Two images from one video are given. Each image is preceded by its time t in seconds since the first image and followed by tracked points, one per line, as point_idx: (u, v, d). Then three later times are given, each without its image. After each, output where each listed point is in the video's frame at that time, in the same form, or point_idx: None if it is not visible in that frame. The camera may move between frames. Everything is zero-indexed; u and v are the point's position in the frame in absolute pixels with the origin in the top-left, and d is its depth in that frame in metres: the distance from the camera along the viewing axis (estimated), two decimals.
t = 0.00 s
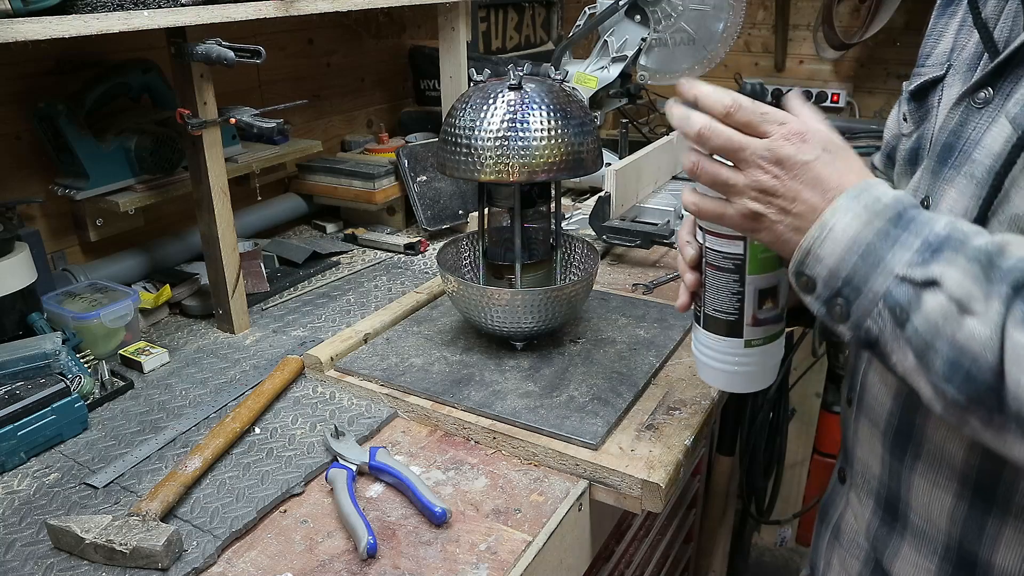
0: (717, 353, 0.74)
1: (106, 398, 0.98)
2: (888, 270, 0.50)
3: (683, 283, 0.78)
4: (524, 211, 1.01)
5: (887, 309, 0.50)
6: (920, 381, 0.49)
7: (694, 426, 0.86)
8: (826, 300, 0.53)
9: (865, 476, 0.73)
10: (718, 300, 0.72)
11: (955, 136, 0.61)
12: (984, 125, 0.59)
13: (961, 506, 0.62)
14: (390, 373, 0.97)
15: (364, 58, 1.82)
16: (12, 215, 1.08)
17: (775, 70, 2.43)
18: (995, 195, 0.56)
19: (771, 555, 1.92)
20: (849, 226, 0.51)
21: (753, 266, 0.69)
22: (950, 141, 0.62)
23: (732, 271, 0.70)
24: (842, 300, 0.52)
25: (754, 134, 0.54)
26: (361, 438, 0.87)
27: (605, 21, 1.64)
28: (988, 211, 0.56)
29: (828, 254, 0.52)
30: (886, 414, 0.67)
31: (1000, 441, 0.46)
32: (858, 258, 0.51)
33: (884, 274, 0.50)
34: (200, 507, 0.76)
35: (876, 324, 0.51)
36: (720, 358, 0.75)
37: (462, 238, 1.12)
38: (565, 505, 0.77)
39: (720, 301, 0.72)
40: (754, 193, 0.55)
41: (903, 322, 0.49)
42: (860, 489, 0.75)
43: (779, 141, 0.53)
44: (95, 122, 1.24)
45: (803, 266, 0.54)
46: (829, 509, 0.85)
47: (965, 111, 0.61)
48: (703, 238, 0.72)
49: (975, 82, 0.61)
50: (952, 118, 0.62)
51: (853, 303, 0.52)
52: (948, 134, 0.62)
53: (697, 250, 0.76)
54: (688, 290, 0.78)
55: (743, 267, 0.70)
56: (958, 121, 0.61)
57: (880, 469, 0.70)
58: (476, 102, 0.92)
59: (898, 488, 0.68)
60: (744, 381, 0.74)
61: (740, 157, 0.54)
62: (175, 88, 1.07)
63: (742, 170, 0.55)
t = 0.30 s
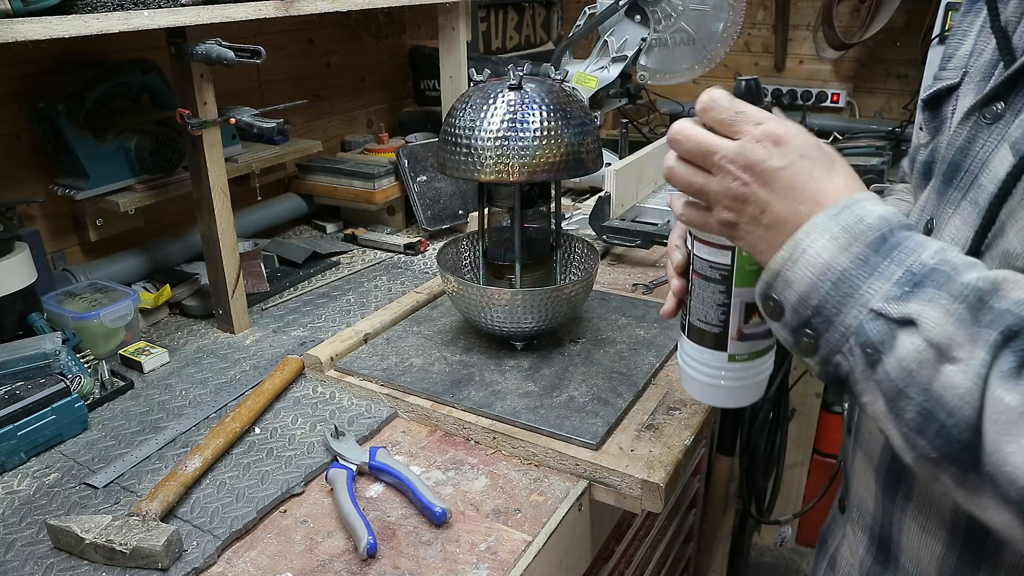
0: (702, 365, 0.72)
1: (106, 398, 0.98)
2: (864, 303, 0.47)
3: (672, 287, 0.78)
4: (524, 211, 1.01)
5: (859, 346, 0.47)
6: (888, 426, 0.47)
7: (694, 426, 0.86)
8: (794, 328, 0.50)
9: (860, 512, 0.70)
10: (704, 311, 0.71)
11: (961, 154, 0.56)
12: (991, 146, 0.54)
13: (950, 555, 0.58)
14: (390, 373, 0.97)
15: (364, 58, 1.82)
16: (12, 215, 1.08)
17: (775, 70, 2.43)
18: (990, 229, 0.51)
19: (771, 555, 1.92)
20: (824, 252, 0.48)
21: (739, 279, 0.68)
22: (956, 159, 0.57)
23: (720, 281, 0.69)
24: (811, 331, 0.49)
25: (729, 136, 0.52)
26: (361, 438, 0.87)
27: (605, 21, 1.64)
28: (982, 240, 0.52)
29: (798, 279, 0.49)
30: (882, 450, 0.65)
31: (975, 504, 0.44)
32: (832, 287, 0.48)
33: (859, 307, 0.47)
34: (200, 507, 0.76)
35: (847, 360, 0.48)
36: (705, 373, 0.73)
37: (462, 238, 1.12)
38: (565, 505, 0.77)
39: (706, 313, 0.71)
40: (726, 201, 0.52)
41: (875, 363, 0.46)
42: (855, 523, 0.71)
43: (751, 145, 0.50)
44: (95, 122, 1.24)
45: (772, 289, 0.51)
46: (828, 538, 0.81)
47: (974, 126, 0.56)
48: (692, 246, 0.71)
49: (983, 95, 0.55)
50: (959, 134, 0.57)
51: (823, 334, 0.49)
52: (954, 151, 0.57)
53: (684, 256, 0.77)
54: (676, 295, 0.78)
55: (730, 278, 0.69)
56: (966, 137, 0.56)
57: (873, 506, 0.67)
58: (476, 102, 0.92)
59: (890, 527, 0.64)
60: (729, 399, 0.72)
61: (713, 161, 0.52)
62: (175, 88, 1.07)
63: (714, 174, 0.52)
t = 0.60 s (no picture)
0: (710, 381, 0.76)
1: (107, 398, 0.98)
2: (821, 350, 0.43)
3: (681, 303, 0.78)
4: (524, 211, 1.01)
5: (816, 397, 0.44)
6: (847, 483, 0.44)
7: (694, 426, 0.86)
8: (753, 370, 0.47)
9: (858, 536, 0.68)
10: (710, 328, 0.73)
11: (973, 168, 0.52)
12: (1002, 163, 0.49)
13: None
14: (390, 373, 0.97)
15: (364, 58, 1.82)
16: (13, 215, 1.08)
17: (775, 70, 2.43)
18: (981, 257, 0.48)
19: (771, 555, 1.92)
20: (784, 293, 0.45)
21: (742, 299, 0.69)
22: (967, 174, 0.52)
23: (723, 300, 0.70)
24: (769, 376, 0.46)
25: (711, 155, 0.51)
26: (361, 438, 0.87)
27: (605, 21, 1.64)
28: (976, 265, 0.48)
29: (757, 318, 0.46)
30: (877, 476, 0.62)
31: (933, 567, 0.42)
32: (790, 331, 0.44)
33: (816, 353, 0.43)
34: (200, 507, 0.76)
35: (804, 409, 0.45)
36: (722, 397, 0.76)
37: (462, 239, 1.12)
38: (565, 505, 0.77)
39: (711, 331, 0.73)
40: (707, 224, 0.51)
41: (830, 417, 0.43)
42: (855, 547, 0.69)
43: (727, 168, 0.49)
44: (95, 122, 1.24)
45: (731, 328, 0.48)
46: (830, 561, 0.79)
47: (988, 139, 0.51)
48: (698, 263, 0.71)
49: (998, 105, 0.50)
50: (973, 145, 0.53)
51: (781, 381, 0.45)
52: (966, 165, 0.53)
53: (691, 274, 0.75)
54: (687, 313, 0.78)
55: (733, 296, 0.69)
56: (979, 150, 0.52)
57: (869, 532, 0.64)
58: (476, 102, 0.92)
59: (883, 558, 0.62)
60: (737, 423, 0.77)
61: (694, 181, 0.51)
62: (175, 88, 1.07)
63: (693, 196, 0.51)
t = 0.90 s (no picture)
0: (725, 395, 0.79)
1: (106, 398, 0.98)
2: (800, 361, 0.45)
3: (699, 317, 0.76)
4: (524, 211, 1.01)
5: (793, 408, 0.45)
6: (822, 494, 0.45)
7: (694, 426, 0.86)
8: (736, 378, 0.49)
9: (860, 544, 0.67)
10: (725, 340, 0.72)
11: (986, 180, 0.51)
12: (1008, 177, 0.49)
13: None
14: (390, 373, 0.97)
15: (364, 58, 1.82)
16: (12, 215, 1.08)
17: (775, 70, 2.43)
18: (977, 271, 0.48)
19: (771, 555, 1.92)
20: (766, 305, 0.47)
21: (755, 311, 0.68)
22: (981, 185, 0.52)
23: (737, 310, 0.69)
24: (751, 385, 0.48)
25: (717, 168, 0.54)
26: (361, 438, 0.87)
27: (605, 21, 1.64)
28: (975, 277, 0.48)
29: (742, 327, 0.48)
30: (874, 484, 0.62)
31: None
32: (771, 342, 0.46)
33: (795, 364, 0.45)
34: (200, 507, 0.76)
35: (783, 418, 0.47)
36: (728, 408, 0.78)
37: (462, 239, 1.12)
38: (565, 505, 0.77)
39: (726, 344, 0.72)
40: (708, 234, 0.54)
41: (805, 427, 0.45)
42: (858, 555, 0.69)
43: (727, 178, 0.52)
44: (95, 122, 1.24)
45: (718, 337, 0.50)
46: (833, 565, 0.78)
47: (1003, 149, 0.50)
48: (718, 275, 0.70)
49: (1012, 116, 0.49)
50: (988, 155, 0.52)
51: (761, 390, 0.47)
52: (980, 176, 0.52)
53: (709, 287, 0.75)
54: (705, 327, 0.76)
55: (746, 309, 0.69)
56: (993, 160, 0.51)
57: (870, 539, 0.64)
58: (476, 102, 0.92)
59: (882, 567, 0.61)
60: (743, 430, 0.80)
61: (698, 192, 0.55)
62: (175, 87, 1.07)
63: (700, 206, 0.55)
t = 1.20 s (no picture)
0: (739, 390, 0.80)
1: (106, 398, 0.98)
2: (802, 342, 0.45)
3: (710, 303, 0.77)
4: (524, 211, 1.01)
5: (792, 388, 0.46)
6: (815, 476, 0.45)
7: (694, 426, 0.86)
8: (740, 359, 0.49)
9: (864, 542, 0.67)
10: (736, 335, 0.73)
11: (1001, 177, 0.51)
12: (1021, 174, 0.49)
13: None
14: (390, 373, 0.97)
15: (364, 58, 1.82)
16: (12, 215, 1.08)
17: (775, 70, 2.43)
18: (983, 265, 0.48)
19: (771, 555, 1.92)
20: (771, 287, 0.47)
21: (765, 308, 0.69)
22: (995, 183, 0.52)
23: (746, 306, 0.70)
24: (754, 365, 0.48)
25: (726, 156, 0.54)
26: (361, 438, 0.87)
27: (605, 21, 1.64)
28: (981, 270, 0.48)
29: (748, 308, 0.48)
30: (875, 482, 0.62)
31: (888, 564, 0.43)
32: (775, 323, 0.47)
33: (797, 344, 0.46)
34: (200, 507, 0.76)
35: (783, 399, 0.47)
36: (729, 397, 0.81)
37: (462, 239, 1.12)
38: (565, 505, 0.77)
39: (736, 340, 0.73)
40: (718, 222, 0.55)
41: (803, 407, 0.45)
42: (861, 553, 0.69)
43: (738, 167, 0.52)
44: (95, 122, 1.24)
45: (724, 318, 0.50)
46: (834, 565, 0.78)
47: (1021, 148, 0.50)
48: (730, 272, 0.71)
49: None
50: (1006, 152, 0.52)
51: (763, 371, 0.48)
52: (996, 173, 0.52)
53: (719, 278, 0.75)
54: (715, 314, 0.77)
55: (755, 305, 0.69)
56: (1010, 158, 0.51)
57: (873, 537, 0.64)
58: (476, 102, 0.92)
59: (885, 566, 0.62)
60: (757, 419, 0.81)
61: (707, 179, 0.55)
62: (175, 88, 1.07)
63: (710, 194, 0.55)
